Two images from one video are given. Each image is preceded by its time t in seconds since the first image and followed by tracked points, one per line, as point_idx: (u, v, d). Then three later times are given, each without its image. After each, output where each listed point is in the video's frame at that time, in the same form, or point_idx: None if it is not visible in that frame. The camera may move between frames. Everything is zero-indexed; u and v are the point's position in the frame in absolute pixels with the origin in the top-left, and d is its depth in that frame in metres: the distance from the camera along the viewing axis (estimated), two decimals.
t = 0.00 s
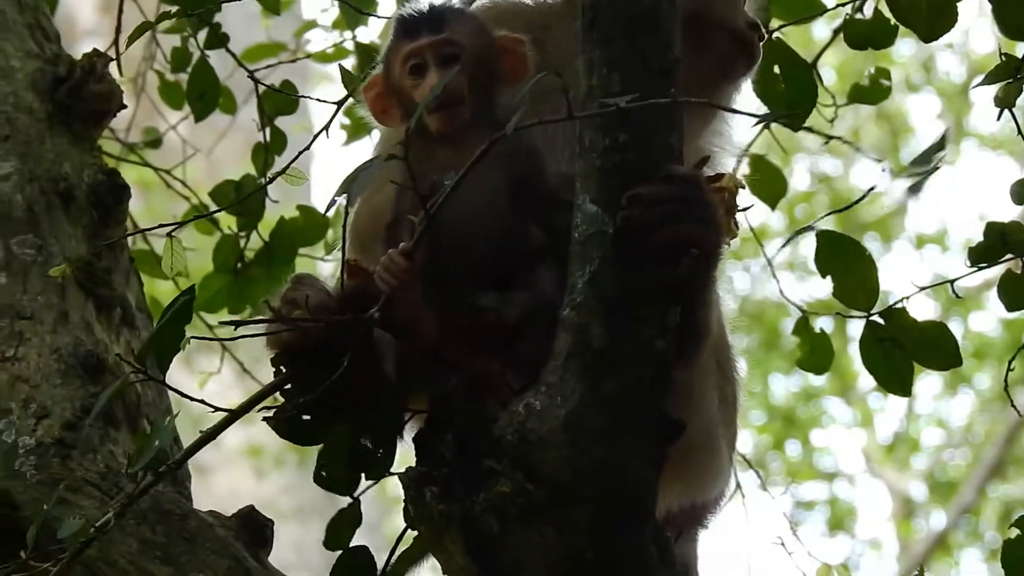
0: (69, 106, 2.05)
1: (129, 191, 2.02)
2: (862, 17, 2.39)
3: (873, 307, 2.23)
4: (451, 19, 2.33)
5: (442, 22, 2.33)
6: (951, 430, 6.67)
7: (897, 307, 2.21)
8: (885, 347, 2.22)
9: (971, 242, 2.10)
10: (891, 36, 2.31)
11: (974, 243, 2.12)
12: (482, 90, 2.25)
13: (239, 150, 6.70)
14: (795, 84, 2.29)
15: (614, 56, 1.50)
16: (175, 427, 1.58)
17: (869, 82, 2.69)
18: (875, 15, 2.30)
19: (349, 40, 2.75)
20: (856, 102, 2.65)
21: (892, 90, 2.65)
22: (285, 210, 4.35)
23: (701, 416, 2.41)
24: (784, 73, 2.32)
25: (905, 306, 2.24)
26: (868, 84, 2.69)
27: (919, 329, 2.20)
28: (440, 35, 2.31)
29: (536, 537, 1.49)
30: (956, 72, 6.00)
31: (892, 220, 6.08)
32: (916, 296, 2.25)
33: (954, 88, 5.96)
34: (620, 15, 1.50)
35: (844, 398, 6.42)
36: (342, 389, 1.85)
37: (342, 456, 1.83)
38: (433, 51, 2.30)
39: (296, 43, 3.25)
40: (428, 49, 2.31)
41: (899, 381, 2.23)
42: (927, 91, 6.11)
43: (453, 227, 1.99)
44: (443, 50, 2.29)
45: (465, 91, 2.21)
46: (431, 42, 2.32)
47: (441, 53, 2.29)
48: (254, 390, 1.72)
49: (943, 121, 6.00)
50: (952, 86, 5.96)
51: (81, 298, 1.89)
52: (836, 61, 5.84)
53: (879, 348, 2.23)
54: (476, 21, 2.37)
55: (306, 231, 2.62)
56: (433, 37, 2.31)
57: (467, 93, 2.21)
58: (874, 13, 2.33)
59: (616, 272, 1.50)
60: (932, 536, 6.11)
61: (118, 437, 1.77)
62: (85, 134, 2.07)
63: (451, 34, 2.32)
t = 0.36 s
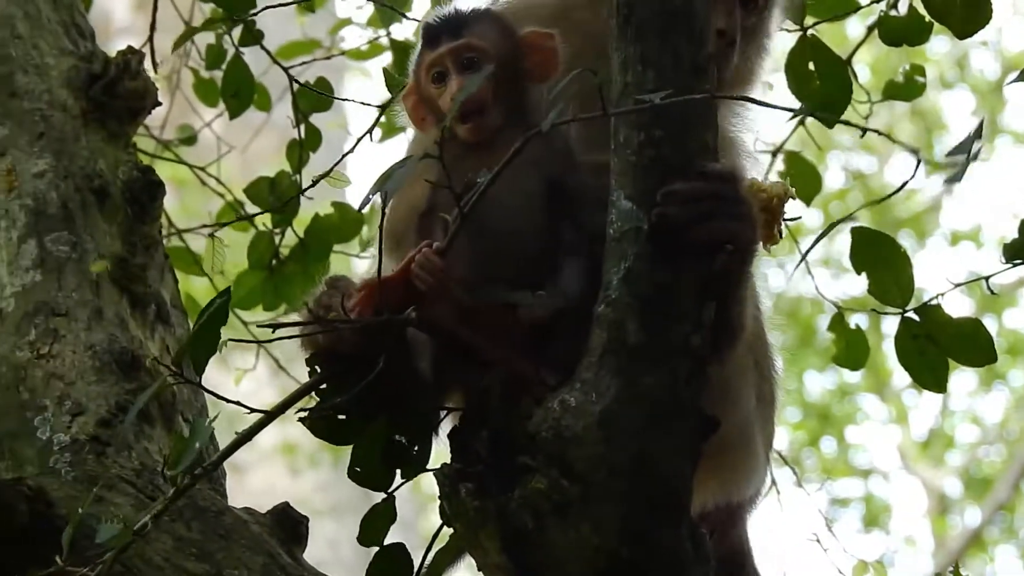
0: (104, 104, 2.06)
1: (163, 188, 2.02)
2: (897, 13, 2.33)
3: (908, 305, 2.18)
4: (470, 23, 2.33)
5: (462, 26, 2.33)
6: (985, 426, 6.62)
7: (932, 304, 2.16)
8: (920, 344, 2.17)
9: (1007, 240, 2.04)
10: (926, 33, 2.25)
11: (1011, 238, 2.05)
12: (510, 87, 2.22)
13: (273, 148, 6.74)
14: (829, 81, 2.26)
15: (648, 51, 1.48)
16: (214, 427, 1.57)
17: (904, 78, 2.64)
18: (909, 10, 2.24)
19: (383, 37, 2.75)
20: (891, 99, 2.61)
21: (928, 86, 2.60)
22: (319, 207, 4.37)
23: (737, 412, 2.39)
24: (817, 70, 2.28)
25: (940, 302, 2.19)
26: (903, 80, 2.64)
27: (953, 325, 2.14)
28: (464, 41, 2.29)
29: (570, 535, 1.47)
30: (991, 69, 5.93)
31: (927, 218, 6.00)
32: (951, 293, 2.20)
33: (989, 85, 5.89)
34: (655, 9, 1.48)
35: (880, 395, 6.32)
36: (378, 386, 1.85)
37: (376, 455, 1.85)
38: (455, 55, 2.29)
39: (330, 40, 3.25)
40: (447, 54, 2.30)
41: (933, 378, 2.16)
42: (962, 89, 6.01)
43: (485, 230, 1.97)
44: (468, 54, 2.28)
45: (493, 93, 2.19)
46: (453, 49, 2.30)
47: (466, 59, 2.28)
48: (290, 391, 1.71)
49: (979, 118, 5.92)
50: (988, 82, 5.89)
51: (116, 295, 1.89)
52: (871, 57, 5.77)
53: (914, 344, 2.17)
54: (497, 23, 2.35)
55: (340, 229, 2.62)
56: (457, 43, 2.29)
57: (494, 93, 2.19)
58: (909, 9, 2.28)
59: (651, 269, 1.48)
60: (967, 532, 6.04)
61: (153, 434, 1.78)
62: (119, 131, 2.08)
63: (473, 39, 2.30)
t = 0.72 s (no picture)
0: (132, 111, 2.07)
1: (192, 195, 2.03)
2: (926, 16, 2.29)
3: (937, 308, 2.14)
4: (481, 29, 2.31)
5: (474, 30, 2.31)
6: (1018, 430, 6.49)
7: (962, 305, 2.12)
8: (950, 345, 2.14)
9: None
10: (954, 36, 2.19)
11: None
12: (528, 90, 2.23)
13: (302, 156, 6.78)
14: (859, 85, 2.06)
15: (677, 54, 1.47)
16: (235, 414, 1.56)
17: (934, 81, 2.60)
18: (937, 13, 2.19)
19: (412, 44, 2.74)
20: (920, 102, 2.56)
21: (958, 88, 2.55)
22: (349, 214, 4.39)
23: (768, 415, 2.36)
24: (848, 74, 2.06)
25: (971, 305, 2.15)
26: (933, 83, 2.60)
27: (982, 328, 2.11)
28: (475, 47, 2.28)
29: (603, 539, 1.45)
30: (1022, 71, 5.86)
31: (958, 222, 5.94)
32: (981, 294, 2.17)
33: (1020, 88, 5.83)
34: (684, 12, 1.46)
35: (911, 398, 6.29)
36: (401, 385, 1.84)
37: (409, 459, 1.85)
38: (468, 62, 2.28)
39: (359, 47, 3.26)
40: (459, 61, 2.29)
41: (966, 379, 2.13)
42: (993, 92, 5.97)
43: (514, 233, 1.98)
44: (480, 60, 2.27)
45: (513, 96, 2.20)
46: (465, 56, 2.28)
47: (480, 65, 2.27)
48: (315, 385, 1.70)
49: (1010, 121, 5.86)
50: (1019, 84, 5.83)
51: (145, 303, 1.89)
52: (901, 60, 5.71)
53: (944, 346, 2.14)
54: (506, 26, 2.34)
55: (370, 237, 2.59)
56: (469, 50, 2.28)
57: (513, 95, 2.19)
58: (937, 12, 2.22)
59: (683, 272, 1.46)
60: (1001, 537, 5.96)
61: (184, 442, 1.77)
62: (148, 138, 2.09)
63: (483, 44, 2.29)
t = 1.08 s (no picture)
0: (167, 114, 2.09)
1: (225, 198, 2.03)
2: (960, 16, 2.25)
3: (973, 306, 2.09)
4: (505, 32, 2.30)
5: (499, 33, 2.30)
6: None
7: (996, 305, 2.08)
8: (986, 346, 2.10)
9: None
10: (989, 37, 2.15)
11: None
12: (555, 92, 2.20)
13: (335, 160, 6.82)
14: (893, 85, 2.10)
15: (710, 56, 1.46)
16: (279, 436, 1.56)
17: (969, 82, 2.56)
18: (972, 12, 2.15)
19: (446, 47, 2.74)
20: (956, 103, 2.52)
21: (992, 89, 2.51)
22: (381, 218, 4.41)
23: (802, 415, 2.32)
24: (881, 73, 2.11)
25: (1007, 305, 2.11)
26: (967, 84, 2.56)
27: (1019, 329, 2.07)
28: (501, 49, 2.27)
29: (639, 541, 1.42)
30: None
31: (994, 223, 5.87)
32: (1017, 293, 2.13)
33: None
34: (718, 13, 1.45)
35: (947, 400, 6.23)
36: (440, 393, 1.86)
37: (445, 464, 1.79)
38: (493, 65, 2.26)
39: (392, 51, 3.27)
40: (485, 64, 2.27)
41: (1000, 379, 2.09)
42: None
43: (546, 240, 1.94)
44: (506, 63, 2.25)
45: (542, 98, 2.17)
46: (490, 59, 2.27)
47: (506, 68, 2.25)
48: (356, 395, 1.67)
49: None
50: None
51: (180, 306, 1.89)
52: (936, 61, 5.66)
53: (979, 347, 2.10)
54: (532, 30, 2.33)
55: (405, 239, 2.55)
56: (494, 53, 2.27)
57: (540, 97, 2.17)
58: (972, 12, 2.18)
59: (717, 274, 1.45)
60: None
61: (219, 445, 1.77)
62: (182, 142, 2.10)
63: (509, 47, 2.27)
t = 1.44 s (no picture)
0: (196, 115, 2.10)
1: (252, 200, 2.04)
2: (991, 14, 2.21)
3: (1004, 305, 2.06)
4: (542, 36, 2.31)
5: (534, 37, 2.31)
6: None
7: None
8: (1018, 344, 2.06)
9: None
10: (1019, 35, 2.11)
11: None
12: (588, 98, 2.20)
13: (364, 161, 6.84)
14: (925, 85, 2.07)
15: (739, 54, 1.44)
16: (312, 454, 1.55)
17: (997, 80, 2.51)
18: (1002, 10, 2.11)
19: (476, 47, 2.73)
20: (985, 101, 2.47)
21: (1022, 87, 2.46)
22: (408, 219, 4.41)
23: (834, 413, 2.29)
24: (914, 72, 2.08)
25: None
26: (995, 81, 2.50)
27: None
28: (538, 54, 2.28)
29: (670, 541, 1.40)
30: None
31: None
32: None
33: None
34: (747, 11, 1.43)
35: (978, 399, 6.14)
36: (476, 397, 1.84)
37: (477, 459, 1.78)
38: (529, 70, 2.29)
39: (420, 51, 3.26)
40: (522, 70, 2.30)
41: None
42: None
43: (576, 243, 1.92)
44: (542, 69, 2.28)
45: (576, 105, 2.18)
46: (527, 64, 2.29)
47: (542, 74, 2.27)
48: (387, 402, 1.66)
49: None
50: None
51: (210, 306, 1.89)
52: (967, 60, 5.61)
53: (1010, 345, 2.06)
54: (569, 33, 2.33)
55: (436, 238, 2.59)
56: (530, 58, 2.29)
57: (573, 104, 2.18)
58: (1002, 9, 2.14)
59: (747, 272, 1.43)
60: None
61: (250, 445, 1.77)
62: (211, 142, 2.11)
63: (546, 52, 2.29)
